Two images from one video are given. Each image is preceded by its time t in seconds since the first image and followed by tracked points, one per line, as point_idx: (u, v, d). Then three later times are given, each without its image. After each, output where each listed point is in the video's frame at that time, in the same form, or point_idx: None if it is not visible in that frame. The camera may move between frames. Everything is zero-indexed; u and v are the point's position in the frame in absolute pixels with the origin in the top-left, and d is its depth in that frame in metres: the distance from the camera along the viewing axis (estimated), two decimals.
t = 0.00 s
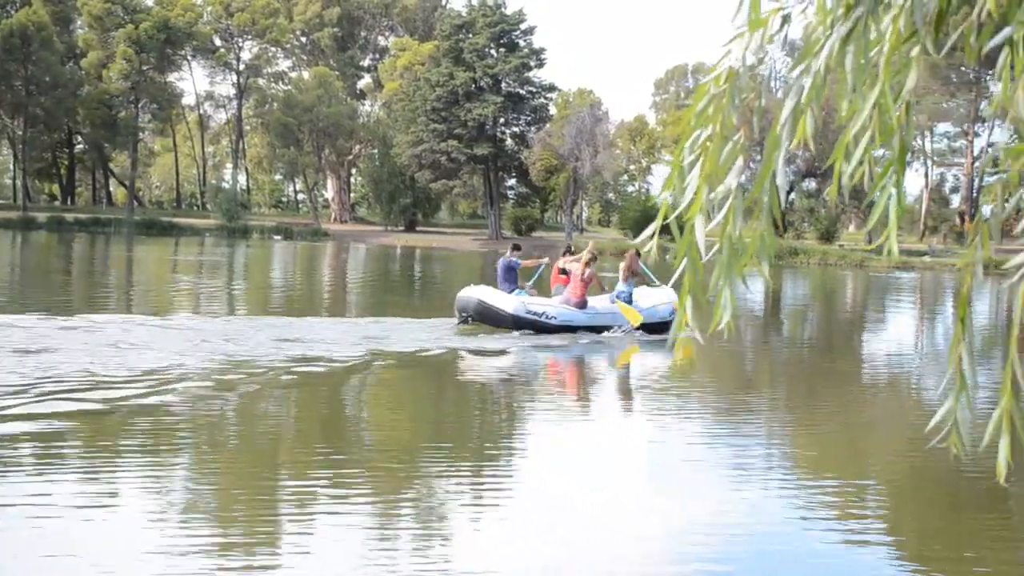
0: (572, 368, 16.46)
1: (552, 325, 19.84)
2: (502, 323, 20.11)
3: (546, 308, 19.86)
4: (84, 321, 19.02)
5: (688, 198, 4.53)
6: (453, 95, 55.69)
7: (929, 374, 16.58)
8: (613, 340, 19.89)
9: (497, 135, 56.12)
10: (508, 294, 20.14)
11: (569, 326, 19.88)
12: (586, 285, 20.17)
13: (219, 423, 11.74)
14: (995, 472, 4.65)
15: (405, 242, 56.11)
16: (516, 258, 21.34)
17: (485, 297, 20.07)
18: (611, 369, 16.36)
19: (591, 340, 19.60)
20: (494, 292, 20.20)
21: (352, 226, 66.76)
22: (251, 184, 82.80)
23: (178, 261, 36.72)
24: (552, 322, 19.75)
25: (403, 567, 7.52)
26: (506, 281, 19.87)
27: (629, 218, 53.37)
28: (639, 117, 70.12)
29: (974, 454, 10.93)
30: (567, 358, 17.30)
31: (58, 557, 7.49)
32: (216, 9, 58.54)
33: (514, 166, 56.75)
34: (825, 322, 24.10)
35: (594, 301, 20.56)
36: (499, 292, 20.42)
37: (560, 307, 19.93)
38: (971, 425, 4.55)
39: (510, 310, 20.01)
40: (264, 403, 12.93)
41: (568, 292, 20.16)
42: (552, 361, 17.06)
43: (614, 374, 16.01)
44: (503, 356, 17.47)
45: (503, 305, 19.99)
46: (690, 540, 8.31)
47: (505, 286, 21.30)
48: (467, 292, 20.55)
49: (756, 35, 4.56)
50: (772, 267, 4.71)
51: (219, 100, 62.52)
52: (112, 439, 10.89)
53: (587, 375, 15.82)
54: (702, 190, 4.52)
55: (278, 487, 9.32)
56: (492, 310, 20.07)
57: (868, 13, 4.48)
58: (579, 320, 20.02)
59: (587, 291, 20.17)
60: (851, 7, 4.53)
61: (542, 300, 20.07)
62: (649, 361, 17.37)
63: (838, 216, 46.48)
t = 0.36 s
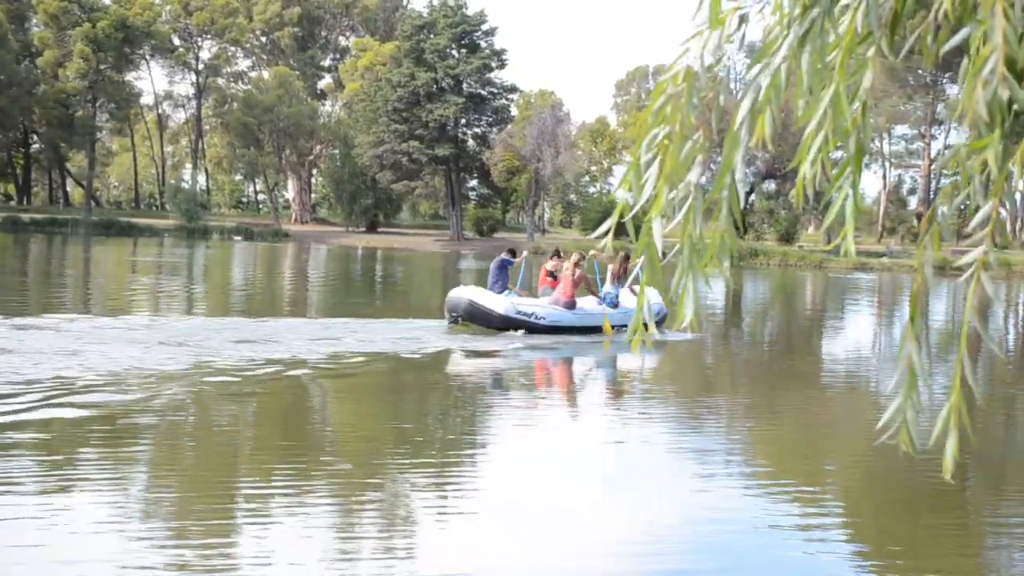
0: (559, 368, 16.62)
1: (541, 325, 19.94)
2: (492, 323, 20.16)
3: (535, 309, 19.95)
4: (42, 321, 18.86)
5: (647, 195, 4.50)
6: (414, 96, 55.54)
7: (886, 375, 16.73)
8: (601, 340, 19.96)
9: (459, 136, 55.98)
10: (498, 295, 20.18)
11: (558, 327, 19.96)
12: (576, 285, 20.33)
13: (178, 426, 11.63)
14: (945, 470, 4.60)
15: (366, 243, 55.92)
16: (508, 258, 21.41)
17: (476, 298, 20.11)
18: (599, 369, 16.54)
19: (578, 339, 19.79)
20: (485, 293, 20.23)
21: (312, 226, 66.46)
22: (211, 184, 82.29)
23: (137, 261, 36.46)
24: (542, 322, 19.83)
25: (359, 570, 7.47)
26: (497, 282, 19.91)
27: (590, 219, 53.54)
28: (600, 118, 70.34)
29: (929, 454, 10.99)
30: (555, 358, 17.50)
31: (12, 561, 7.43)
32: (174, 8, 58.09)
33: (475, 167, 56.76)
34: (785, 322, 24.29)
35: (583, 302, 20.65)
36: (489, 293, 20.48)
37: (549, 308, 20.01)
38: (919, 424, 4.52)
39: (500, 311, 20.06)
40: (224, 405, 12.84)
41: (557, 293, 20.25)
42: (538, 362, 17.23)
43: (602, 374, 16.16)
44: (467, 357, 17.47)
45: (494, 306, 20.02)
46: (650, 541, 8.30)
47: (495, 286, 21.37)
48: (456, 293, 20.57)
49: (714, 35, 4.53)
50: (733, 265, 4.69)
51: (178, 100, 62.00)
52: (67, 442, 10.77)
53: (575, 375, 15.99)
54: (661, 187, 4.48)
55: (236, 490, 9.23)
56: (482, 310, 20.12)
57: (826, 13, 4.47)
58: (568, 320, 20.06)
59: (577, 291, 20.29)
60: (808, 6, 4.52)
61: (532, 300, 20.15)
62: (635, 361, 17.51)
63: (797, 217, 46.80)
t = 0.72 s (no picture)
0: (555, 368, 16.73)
1: (538, 325, 20.14)
2: (489, 323, 20.36)
3: (532, 309, 20.16)
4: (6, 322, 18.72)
5: (607, 191, 4.32)
6: (381, 95, 55.38)
7: (849, 375, 16.88)
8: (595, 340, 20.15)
9: (426, 136, 55.87)
10: (495, 294, 20.38)
11: (555, 327, 20.18)
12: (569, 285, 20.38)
13: (144, 429, 11.50)
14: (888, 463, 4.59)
15: (333, 243, 55.75)
16: (502, 258, 21.53)
17: (473, 298, 20.32)
18: (591, 369, 16.61)
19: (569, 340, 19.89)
20: (481, 293, 20.42)
21: (278, 226, 66.16)
22: (176, 183, 81.76)
23: (101, 262, 36.19)
24: (539, 322, 20.03)
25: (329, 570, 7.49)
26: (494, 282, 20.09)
27: (557, 219, 53.62)
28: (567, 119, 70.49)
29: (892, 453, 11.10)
30: (548, 358, 17.55)
31: None
32: (138, 6, 57.56)
33: (442, 167, 56.79)
34: (750, 322, 24.46)
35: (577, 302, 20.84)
36: (485, 293, 20.69)
37: (546, 308, 20.22)
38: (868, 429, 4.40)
39: (498, 310, 20.26)
40: (190, 407, 12.72)
41: (552, 293, 20.37)
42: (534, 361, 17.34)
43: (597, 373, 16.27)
44: (435, 356, 17.50)
45: (491, 306, 20.22)
46: (618, 542, 8.30)
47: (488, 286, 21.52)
48: (454, 293, 20.77)
49: (677, 33, 4.34)
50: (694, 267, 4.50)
51: (142, 98, 61.46)
52: (31, 443, 10.71)
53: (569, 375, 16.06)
54: (622, 182, 4.30)
55: (200, 494, 9.11)
56: (480, 310, 20.33)
57: (788, 12, 4.24)
58: (565, 320, 20.27)
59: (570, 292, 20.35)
60: (771, 5, 4.28)
61: (529, 300, 20.38)
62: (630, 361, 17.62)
63: (763, 218, 47.05)
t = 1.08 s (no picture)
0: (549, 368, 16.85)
1: (532, 325, 20.48)
2: (483, 323, 20.69)
3: (526, 308, 20.50)
4: None
5: (574, 194, 3.96)
6: (348, 95, 55.22)
7: (815, 373, 17.00)
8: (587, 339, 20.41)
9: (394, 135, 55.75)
10: (489, 294, 20.71)
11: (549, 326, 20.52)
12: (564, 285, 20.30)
13: (108, 431, 11.43)
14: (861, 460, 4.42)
15: (300, 243, 55.60)
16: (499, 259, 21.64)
17: (468, 298, 20.64)
18: (585, 369, 16.72)
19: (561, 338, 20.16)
20: (476, 293, 20.76)
21: (245, 225, 65.92)
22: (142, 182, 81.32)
23: (67, 262, 35.97)
24: (532, 323, 20.38)
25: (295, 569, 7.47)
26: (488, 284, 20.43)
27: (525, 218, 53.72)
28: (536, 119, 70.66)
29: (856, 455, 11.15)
30: (541, 358, 17.65)
31: None
32: (103, 4, 57.02)
33: (410, 166, 56.88)
34: (717, 322, 24.61)
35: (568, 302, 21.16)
36: (480, 293, 21.02)
37: (540, 308, 20.55)
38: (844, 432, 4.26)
39: (492, 310, 20.59)
40: (154, 409, 12.68)
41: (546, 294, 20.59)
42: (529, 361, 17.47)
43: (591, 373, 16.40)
44: (403, 357, 17.55)
45: (486, 306, 20.56)
46: (584, 542, 8.30)
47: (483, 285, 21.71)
48: (449, 293, 21.09)
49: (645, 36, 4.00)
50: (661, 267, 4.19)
51: (107, 97, 60.97)
52: None
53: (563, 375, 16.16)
54: (589, 184, 3.96)
55: (167, 497, 9.05)
56: (474, 310, 20.65)
57: (755, 13, 4.02)
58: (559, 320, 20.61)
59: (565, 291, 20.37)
60: (739, 6, 4.05)
61: (523, 300, 20.72)
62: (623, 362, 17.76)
63: (730, 218, 47.34)
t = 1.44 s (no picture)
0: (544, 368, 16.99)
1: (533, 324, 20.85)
2: (484, 323, 21.06)
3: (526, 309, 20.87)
4: None
5: (542, 198, 3.73)
6: (318, 95, 55.05)
7: (785, 374, 17.06)
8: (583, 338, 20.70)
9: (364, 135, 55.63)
10: (489, 296, 21.11)
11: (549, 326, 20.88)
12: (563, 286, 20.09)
13: (74, 434, 11.32)
14: (860, 474, 4.17)
15: (269, 243, 55.44)
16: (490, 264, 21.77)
17: (469, 300, 21.01)
18: (581, 370, 16.89)
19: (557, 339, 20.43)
20: (476, 294, 21.13)
21: (214, 226, 65.62)
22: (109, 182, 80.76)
23: (33, 262, 35.68)
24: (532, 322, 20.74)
25: (264, 574, 7.36)
26: (488, 284, 20.82)
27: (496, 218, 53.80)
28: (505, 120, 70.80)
29: (827, 456, 11.16)
30: (535, 358, 17.80)
31: None
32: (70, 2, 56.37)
33: (380, 167, 56.86)
34: (687, 322, 24.73)
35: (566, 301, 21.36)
36: (481, 293, 21.38)
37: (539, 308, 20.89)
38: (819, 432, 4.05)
39: (492, 311, 20.97)
40: (121, 411, 12.60)
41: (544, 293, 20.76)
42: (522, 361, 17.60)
43: (585, 374, 16.55)
44: (374, 356, 17.55)
45: (486, 306, 20.93)
46: (554, 544, 8.25)
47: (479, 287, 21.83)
48: (450, 294, 21.46)
49: (614, 39, 3.72)
50: (635, 269, 3.94)
51: (73, 96, 60.43)
52: None
53: (558, 375, 16.31)
54: (561, 192, 3.73)
55: (134, 500, 8.95)
56: (476, 311, 21.03)
57: (724, 21, 3.72)
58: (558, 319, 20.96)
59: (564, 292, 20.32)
60: (708, 13, 3.76)
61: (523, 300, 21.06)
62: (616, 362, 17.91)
63: (699, 219, 47.63)
